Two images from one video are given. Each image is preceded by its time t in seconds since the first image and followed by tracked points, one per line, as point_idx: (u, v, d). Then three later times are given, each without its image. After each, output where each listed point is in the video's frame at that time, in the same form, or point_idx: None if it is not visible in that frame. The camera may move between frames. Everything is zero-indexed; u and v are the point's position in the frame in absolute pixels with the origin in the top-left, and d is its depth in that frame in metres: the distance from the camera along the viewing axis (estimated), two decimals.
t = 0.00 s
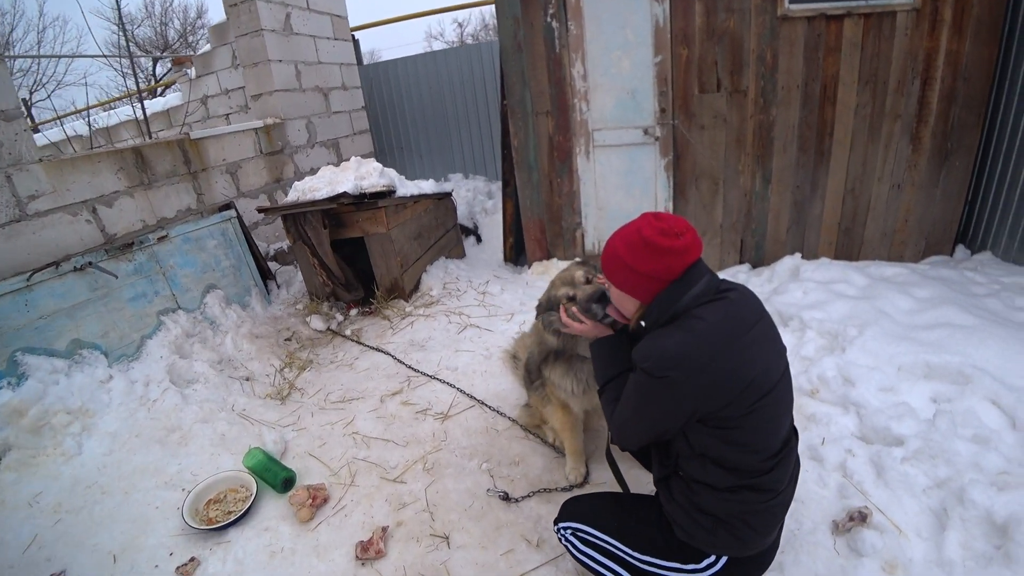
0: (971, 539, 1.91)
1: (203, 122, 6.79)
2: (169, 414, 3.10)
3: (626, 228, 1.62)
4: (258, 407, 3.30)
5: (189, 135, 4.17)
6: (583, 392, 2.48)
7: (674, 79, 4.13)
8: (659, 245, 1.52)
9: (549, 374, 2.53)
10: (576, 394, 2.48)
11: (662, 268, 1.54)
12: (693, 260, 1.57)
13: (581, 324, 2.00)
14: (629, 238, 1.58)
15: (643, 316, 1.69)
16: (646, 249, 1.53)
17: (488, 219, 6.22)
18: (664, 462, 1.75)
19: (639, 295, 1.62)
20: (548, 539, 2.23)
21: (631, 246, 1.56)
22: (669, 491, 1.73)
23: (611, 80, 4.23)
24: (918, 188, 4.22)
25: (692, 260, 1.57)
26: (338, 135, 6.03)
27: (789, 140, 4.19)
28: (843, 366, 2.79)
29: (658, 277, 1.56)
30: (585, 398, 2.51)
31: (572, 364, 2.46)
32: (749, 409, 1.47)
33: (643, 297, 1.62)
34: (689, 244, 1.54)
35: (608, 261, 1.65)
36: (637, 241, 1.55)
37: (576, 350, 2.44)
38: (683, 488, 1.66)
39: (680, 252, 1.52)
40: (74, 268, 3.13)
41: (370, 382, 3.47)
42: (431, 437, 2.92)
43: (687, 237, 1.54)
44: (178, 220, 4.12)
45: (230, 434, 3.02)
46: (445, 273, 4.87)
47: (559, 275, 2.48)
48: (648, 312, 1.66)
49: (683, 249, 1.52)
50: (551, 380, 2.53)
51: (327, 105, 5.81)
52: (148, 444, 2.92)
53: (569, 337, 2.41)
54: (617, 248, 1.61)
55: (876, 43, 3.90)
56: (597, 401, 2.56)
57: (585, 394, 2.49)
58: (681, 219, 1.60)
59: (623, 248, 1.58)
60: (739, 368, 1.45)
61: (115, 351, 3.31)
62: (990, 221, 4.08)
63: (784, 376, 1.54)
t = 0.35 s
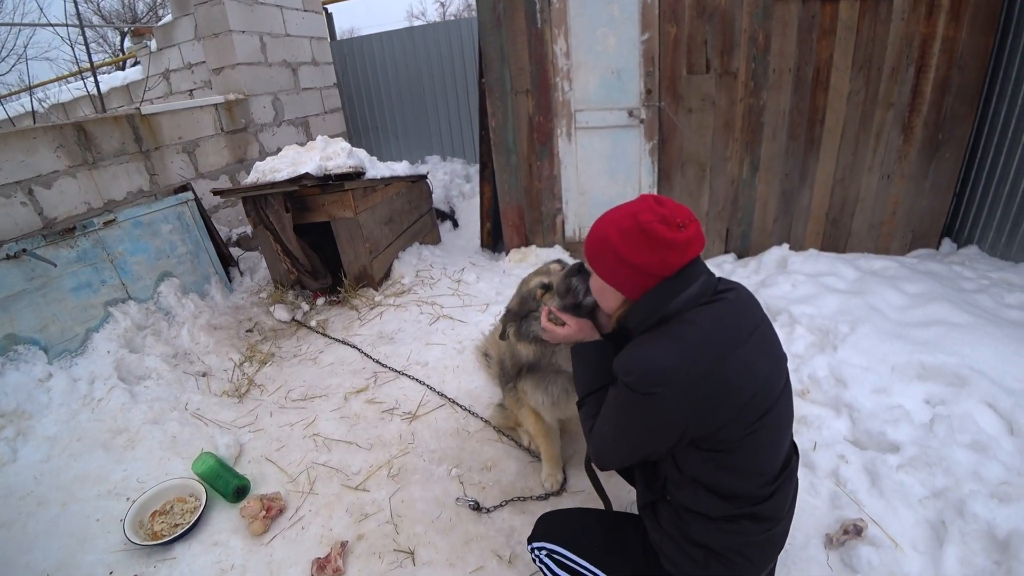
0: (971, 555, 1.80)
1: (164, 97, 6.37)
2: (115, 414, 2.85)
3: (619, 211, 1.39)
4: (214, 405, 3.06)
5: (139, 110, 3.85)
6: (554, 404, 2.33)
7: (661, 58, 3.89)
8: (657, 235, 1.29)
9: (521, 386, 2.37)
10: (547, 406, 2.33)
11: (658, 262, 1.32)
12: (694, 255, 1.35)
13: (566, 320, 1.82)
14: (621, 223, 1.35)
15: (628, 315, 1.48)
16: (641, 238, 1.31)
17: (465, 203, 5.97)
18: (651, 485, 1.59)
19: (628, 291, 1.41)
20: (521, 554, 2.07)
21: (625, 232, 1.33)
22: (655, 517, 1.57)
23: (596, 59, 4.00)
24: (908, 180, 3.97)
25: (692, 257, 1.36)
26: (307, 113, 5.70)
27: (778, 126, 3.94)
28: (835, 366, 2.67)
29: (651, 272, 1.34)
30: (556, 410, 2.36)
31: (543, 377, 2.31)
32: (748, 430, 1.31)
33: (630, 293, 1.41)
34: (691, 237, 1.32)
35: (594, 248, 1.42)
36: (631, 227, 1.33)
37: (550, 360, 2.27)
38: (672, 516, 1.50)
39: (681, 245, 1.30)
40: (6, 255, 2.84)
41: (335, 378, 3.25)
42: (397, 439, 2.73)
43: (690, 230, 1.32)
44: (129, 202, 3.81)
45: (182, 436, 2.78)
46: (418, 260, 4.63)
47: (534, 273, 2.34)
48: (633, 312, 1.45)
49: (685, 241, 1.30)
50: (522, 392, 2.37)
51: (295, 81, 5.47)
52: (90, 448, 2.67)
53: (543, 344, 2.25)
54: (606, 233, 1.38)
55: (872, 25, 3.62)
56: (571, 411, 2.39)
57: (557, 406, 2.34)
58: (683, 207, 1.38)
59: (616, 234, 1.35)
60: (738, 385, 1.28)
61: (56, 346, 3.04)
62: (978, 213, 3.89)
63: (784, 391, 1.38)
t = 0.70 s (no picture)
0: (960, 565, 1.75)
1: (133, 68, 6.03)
2: (71, 406, 2.68)
3: (628, 189, 1.27)
4: (178, 396, 2.90)
5: (100, 81, 3.61)
6: (523, 402, 2.21)
7: (653, 41, 3.71)
8: (666, 221, 1.18)
9: (488, 380, 2.29)
10: (516, 405, 2.21)
11: (659, 251, 1.22)
12: (701, 252, 1.24)
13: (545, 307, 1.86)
14: (629, 202, 1.24)
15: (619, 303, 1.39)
16: (648, 221, 1.20)
17: (448, 186, 5.78)
18: (633, 496, 1.49)
19: (624, 277, 1.31)
20: (496, 561, 1.98)
21: (631, 213, 1.22)
22: (636, 531, 1.47)
23: (585, 39, 3.82)
24: (900, 175, 3.73)
25: (698, 252, 1.25)
26: (285, 89, 5.44)
27: (772, 115, 3.73)
28: (825, 366, 2.61)
29: (649, 261, 1.25)
30: (528, 409, 2.22)
31: (511, 367, 2.20)
32: (740, 441, 1.21)
33: (624, 279, 1.32)
34: (701, 230, 1.21)
35: (595, 223, 1.31)
36: (639, 208, 1.22)
37: (518, 347, 2.19)
38: (653, 531, 1.40)
39: (687, 238, 1.19)
40: None
41: (307, 369, 3.11)
42: (369, 435, 2.61)
43: (700, 223, 1.21)
44: (90, 180, 3.58)
45: (142, 429, 2.62)
46: (397, 245, 4.47)
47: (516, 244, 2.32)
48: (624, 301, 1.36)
49: (694, 234, 1.19)
50: (490, 386, 2.29)
51: (272, 55, 5.20)
52: (42, 443, 2.51)
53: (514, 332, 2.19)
54: (611, 209, 1.27)
55: (873, 14, 3.37)
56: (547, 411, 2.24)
57: (527, 405, 2.20)
58: (699, 198, 1.27)
59: (622, 214, 1.24)
60: (731, 391, 1.17)
61: (8, 333, 2.85)
62: (969, 211, 3.68)
63: (780, 400, 1.28)
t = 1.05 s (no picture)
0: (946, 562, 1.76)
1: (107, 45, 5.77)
2: (41, 398, 2.57)
3: (632, 174, 1.22)
4: (154, 387, 2.81)
5: (71, 58, 3.45)
6: (512, 386, 2.18)
7: (646, 29, 3.63)
8: (673, 209, 1.13)
9: (476, 362, 2.27)
10: (504, 388, 2.19)
11: (664, 241, 1.17)
12: (707, 243, 1.20)
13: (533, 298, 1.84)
14: (633, 189, 1.19)
15: (620, 295, 1.33)
16: (653, 209, 1.15)
17: (435, 173, 5.68)
18: (626, 496, 1.45)
19: (626, 267, 1.26)
20: (482, 558, 1.95)
21: (636, 199, 1.17)
22: (630, 531, 1.44)
23: (577, 25, 3.73)
24: (889, 171, 3.72)
25: (703, 244, 1.20)
26: (267, 70, 5.27)
27: (764, 107, 3.69)
28: (813, 361, 2.61)
29: (652, 251, 1.20)
30: (517, 393, 2.21)
31: (498, 346, 2.20)
32: (742, 442, 1.18)
33: (625, 269, 1.27)
34: (707, 220, 1.16)
35: (597, 210, 1.26)
36: (644, 195, 1.17)
37: (502, 329, 2.21)
38: (648, 532, 1.37)
39: (693, 228, 1.14)
40: None
41: (289, 360, 3.04)
42: (352, 428, 2.56)
43: (707, 212, 1.16)
44: (62, 162, 3.43)
45: (116, 422, 2.53)
46: (383, 233, 4.37)
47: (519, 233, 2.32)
48: (624, 292, 1.31)
49: (700, 224, 1.14)
50: (476, 366, 2.28)
51: (254, 35, 5.03)
52: (11, 437, 2.40)
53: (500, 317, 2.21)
54: (615, 196, 1.22)
55: (867, 8, 3.32)
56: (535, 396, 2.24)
57: (515, 388, 2.19)
58: (705, 187, 1.22)
59: (627, 200, 1.19)
60: (735, 391, 1.14)
61: None
62: (955, 208, 3.70)
63: (780, 401, 1.26)
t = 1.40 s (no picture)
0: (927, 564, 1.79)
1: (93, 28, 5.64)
2: (23, 390, 2.52)
3: (638, 174, 1.23)
4: (140, 380, 2.77)
5: (57, 42, 3.37)
6: (512, 386, 2.25)
7: (642, 27, 3.62)
8: (673, 211, 1.14)
9: (475, 365, 2.28)
10: (502, 387, 2.24)
11: (664, 242, 1.17)
12: (711, 245, 1.19)
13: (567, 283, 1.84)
14: (637, 189, 1.19)
15: (623, 293, 1.35)
16: (653, 211, 1.16)
17: (428, 167, 5.64)
18: (613, 496, 1.46)
19: (629, 265, 1.27)
20: (470, 557, 1.95)
21: (639, 199, 1.18)
22: (615, 531, 1.45)
23: (574, 22, 3.71)
24: (880, 175, 3.75)
25: (706, 247, 1.20)
26: (259, 59, 5.19)
27: (757, 109, 3.70)
28: (801, 364, 2.63)
29: (653, 251, 1.20)
30: (516, 392, 2.27)
31: (508, 342, 2.21)
32: (731, 449, 1.18)
33: (627, 268, 1.28)
34: (710, 223, 1.15)
35: (602, 208, 1.28)
36: (646, 196, 1.18)
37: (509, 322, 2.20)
38: (632, 533, 1.38)
39: (695, 230, 1.14)
40: None
41: (277, 355, 3.01)
42: (341, 424, 2.54)
43: (710, 215, 1.15)
44: (48, 149, 3.36)
45: (101, 416, 2.49)
46: (374, 227, 4.34)
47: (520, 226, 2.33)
48: (626, 290, 1.33)
49: (701, 226, 1.14)
50: (477, 370, 2.28)
51: (245, 22, 4.94)
52: None
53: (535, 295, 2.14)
54: (619, 195, 1.23)
55: (862, 13, 3.34)
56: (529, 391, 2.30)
57: (514, 386, 2.25)
58: (713, 189, 1.21)
59: (630, 200, 1.20)
60: (726, 399, 1.14)
61: None
62: (943, 213, 3.75)
63: (775, 413, 1.25)
